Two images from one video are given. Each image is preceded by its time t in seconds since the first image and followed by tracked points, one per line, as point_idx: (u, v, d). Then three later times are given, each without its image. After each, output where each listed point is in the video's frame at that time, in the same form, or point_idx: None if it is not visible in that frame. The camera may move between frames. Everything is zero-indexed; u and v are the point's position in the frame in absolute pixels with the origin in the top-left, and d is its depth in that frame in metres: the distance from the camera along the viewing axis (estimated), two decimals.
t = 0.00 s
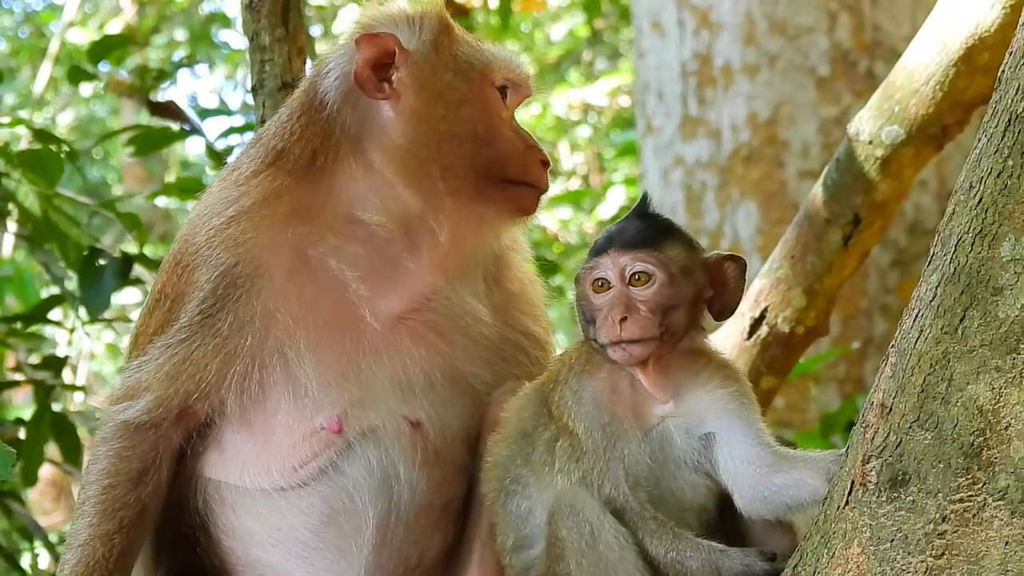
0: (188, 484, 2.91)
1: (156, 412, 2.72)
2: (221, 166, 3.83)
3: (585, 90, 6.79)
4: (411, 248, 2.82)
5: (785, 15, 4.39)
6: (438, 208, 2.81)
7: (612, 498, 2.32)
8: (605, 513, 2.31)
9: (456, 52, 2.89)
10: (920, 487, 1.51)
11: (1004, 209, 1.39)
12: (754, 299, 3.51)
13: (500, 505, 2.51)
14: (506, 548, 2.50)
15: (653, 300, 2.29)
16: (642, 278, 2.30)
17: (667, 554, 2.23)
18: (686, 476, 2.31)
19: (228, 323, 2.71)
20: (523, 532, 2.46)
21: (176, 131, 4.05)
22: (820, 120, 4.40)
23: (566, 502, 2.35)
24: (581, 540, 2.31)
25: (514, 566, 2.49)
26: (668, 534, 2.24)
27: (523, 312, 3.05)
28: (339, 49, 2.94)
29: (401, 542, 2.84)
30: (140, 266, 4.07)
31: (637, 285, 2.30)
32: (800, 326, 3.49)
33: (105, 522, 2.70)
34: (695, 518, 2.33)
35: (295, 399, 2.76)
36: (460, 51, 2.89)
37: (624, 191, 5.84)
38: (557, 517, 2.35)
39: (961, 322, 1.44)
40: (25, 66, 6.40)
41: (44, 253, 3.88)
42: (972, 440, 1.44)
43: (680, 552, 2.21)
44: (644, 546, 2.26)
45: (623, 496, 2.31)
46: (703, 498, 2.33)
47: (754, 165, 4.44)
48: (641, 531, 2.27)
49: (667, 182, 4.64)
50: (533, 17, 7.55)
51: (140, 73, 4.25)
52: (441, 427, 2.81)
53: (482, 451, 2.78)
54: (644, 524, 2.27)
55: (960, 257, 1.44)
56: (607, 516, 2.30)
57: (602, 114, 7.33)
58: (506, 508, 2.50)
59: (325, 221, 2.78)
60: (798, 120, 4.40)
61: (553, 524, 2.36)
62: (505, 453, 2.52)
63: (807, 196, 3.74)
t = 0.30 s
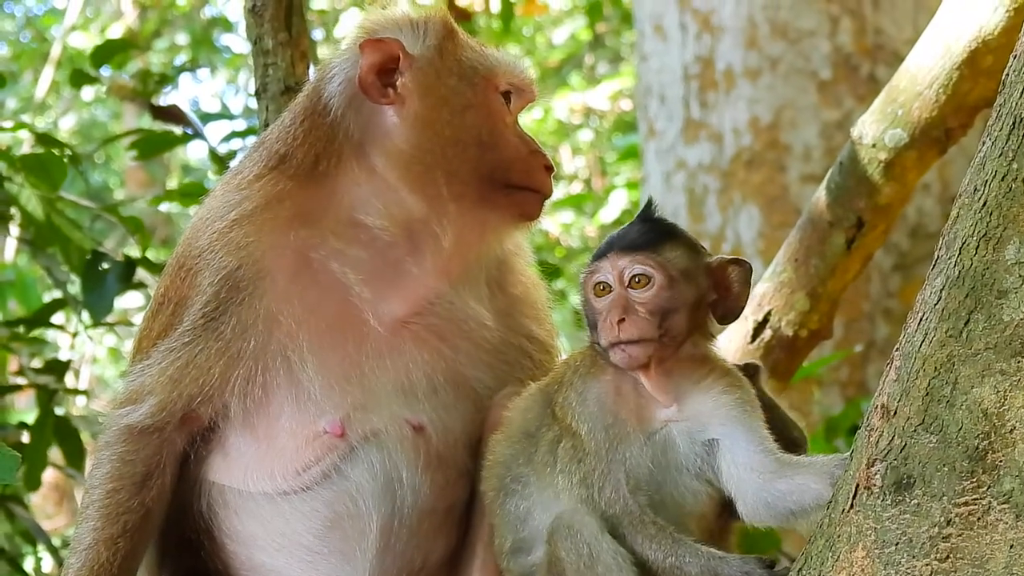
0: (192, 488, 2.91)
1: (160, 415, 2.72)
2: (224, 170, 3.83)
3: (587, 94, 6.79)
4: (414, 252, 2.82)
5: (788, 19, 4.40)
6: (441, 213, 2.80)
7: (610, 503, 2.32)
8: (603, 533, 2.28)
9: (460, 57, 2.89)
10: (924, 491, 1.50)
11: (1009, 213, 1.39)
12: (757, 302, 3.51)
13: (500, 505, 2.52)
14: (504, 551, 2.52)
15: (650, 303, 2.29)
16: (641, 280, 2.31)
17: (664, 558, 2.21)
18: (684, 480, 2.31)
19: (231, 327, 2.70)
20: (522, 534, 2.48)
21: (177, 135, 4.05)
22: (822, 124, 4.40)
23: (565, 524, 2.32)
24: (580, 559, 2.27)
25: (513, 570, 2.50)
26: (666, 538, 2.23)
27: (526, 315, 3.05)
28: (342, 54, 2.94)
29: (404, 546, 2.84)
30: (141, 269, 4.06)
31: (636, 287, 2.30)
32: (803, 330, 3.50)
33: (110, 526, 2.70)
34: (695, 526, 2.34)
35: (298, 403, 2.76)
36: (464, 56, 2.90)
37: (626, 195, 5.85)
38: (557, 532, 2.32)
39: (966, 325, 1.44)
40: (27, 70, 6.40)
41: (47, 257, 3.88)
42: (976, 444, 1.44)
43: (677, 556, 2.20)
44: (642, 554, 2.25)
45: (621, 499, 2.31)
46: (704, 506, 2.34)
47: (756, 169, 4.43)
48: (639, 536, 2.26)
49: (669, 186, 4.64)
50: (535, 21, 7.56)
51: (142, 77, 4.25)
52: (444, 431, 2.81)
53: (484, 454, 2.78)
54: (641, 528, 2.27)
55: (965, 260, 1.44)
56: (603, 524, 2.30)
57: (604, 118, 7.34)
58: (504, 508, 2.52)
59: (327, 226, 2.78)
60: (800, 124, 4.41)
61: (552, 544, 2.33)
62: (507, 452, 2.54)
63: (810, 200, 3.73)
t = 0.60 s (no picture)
0: (195, 489, 2.91)
1: (165, 417, 2.72)
2: (226, 171, 3.83)
3: (587, 94, 6.79)
4: (420, 254, 2.82)
5: (789, 20, 4.40)
6: (446, 215, 2.81)
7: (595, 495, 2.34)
8: (607, 535, 2.26)
9: (468, 60, 2.91)
10: (928, 492, 1.51)
11: (1012, 215, 1.39)
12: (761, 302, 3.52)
13: (497, 503, 2.51)
14: (502, 553, 2.51)
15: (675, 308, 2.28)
16: (665, 286, 2.30)
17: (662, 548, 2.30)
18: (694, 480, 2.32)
19: (236, 328, 2.70)
20: (520, 535, 2.47)
21: (179, 136, 4.05)
22: (824, 125, 4.40)
23: (568, 526, 2.29)
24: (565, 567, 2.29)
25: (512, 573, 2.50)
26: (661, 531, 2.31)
27: (531, 316, 3.05)
28: (349, 57, 2.92)
29: (406, 547, 2.84)
30: (143, 269, 4.06)
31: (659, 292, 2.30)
32: (806, 330, 3.50)
33: (114, 527, 2.70)
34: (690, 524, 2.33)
35: (302, 404, 2.76)
36: (472, 59, 2.91)
37: (628, 196, 5.86)
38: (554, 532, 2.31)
39: (969, 326, 1.44)
40: (29, 71, 6.40)
41: (50, 258, 3.88)
42: (980, 445, 1.44)
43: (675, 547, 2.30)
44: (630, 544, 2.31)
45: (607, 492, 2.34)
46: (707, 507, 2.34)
47: (758, 170, 4.44)
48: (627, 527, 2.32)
49: (671, 187, 4.64)
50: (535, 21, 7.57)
51: (145, 78, 4.25)
52: (446, 434, 2.80)
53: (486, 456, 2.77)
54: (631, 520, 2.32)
55: (968, 261, 1.44)
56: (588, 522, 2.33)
57: (605, 119, 7.35)
58: (505, 508, 2.50)
59: (332, 227, 2.78)
60: (802, 125, 4.41)
61: (556, 547, 2.30)
62: (507, 448, 2.53)
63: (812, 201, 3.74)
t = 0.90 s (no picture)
0: (200, 489, 2.91)
1: (170, 417, 2.72)
2: (231, 171, 3.83)
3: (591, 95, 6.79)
4: (425, 254, 2.82)
5: (793, 22, 4.40)
6: (451, 216, 2.80)
7: (575, 443, 2.41)
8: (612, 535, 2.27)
9: (469, 59, 2.91)
10: (932, 495, 1.51)
11: (1018, 218, 1.39)
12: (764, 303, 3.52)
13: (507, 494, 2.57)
14: (508, 542, 2.57)
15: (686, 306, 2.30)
16: (677, 283, 2.33)
17: (662, 542, 2.32)
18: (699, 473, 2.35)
19: (241, 328, 2.70)
20: (525, 527, 2.52)
21: (183, 136, 4.05)
22: (827, 127, 4.40)
23: (573, 526, 2.30)
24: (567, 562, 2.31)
25: (519, 567, 2.55)
26: (660, 521, 2.32)
27: (536, 317, 3.05)
28: (348, 62, 2.92)
29: (410, 548, 2.84)
30: (147, 269, 4.07)
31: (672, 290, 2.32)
32: (810, 333, 3.50)
33: (118, 527, 2.70)
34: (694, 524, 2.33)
35: (307, 405, 2.76)
36: (473, 58, 2.91)
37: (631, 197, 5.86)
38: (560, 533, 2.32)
39: (974, 329, 1.44)
40: (32, 71, 6.41)
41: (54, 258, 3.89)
42: (985, 448, 1.44)
43: (675, 541, 2.31)
44: (627, 528, 2.33)
45: (582, 436, 2.41)
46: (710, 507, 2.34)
47: (761, 172, 4.44)
48: (601, 463, 2.36)
49: (675, 188, 4.64)
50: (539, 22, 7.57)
51: (149, 78, 4.25)
52: (450, 435, 2.81)
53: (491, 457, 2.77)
54: (605, 455, 2.36)
55: (974, 264, 1.45)
56: (570, 472, 2.39)
57: (609, 120, 7.35)
58: (513, 499, 2.55)
59: (336, 228, 2.78)
60: (806, 126, 4.41)
61: (561, 547, 2.30)
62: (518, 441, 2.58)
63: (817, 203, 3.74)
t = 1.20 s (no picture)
0: (205, 487, 2.91)
1: (175, 416, 2.72)
2: (235, 170, 3.84)
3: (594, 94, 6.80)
4: (429, 252, 2.83)
5: (796, 20, 4.40)
6: (455, 214, 2.81)
7: (562, 429, 2.43)
8: (617, 532, 2.25)
9: (472, 58, 2.90)
10: (938, 492, 1.51)
11: None
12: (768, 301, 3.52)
13: (517, 495, 2.54)
14: (512, 540, 2.55)
15: (741, 317, 2.22)
16: (734, 294, 2.22)
17: (665, 541, 2.33)
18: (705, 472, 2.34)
19: (246, 327, 2.70)
20: (529, 526, 2.50)
21: (187, 135, 4.06)
22: (830, 125, 4.40)
23: (579, 524, 2.28)
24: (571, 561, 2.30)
25: (523, 565, 2.52)
26: (663, 520, 2.33)
27: (540, 314, 3.05)
28: (353, 62, 2.91)
29: (416, 545, 2.84)
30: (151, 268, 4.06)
31: (732, 302, 2.22)
32: (814, 331, 3.50)
33: (123, 526, 2.70)
34: (700, 521, 2.33)
35: (312, 404, 2.76)
36: (475, 57, 2.91)
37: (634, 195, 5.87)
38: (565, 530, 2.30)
39: (980, 327, 1.45)
40: (34, 70, 6.41)
41: (57, 256, 3.89)
42: (990, 445, 1.44)
43: (679, 540, 2.33)
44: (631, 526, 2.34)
45: (569, 423, 2.42)
46: (714, 503, 2.34)
47: (765, 170, 4.44)
48: (584, 452, 2.37)
49: (677, 187, 4.64)
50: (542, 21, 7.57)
51: (153, 76, 4.26)
52: (455, 432, 2.82)
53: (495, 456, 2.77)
54: (586, 445, 2.36)
55: (979, 262, 1.45)
56: (557, 458, 2.42)
57: (611, 119, 7.35)
58: (516, 500, 2.54)
59: (340, 226, 2.79)
60: (809, 125, 4.41)
61: (566, 545, 2.29)
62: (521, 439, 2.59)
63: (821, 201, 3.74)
